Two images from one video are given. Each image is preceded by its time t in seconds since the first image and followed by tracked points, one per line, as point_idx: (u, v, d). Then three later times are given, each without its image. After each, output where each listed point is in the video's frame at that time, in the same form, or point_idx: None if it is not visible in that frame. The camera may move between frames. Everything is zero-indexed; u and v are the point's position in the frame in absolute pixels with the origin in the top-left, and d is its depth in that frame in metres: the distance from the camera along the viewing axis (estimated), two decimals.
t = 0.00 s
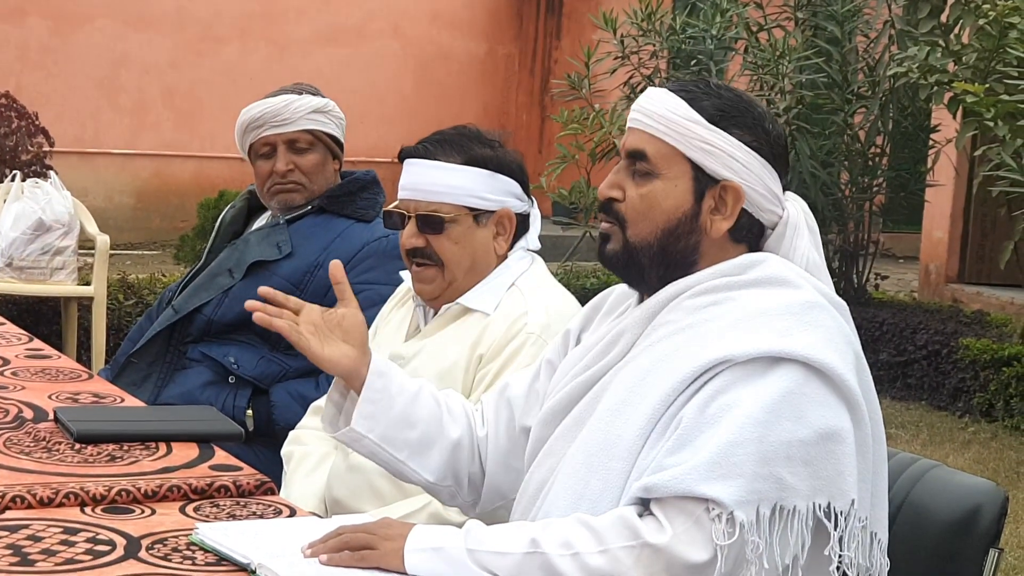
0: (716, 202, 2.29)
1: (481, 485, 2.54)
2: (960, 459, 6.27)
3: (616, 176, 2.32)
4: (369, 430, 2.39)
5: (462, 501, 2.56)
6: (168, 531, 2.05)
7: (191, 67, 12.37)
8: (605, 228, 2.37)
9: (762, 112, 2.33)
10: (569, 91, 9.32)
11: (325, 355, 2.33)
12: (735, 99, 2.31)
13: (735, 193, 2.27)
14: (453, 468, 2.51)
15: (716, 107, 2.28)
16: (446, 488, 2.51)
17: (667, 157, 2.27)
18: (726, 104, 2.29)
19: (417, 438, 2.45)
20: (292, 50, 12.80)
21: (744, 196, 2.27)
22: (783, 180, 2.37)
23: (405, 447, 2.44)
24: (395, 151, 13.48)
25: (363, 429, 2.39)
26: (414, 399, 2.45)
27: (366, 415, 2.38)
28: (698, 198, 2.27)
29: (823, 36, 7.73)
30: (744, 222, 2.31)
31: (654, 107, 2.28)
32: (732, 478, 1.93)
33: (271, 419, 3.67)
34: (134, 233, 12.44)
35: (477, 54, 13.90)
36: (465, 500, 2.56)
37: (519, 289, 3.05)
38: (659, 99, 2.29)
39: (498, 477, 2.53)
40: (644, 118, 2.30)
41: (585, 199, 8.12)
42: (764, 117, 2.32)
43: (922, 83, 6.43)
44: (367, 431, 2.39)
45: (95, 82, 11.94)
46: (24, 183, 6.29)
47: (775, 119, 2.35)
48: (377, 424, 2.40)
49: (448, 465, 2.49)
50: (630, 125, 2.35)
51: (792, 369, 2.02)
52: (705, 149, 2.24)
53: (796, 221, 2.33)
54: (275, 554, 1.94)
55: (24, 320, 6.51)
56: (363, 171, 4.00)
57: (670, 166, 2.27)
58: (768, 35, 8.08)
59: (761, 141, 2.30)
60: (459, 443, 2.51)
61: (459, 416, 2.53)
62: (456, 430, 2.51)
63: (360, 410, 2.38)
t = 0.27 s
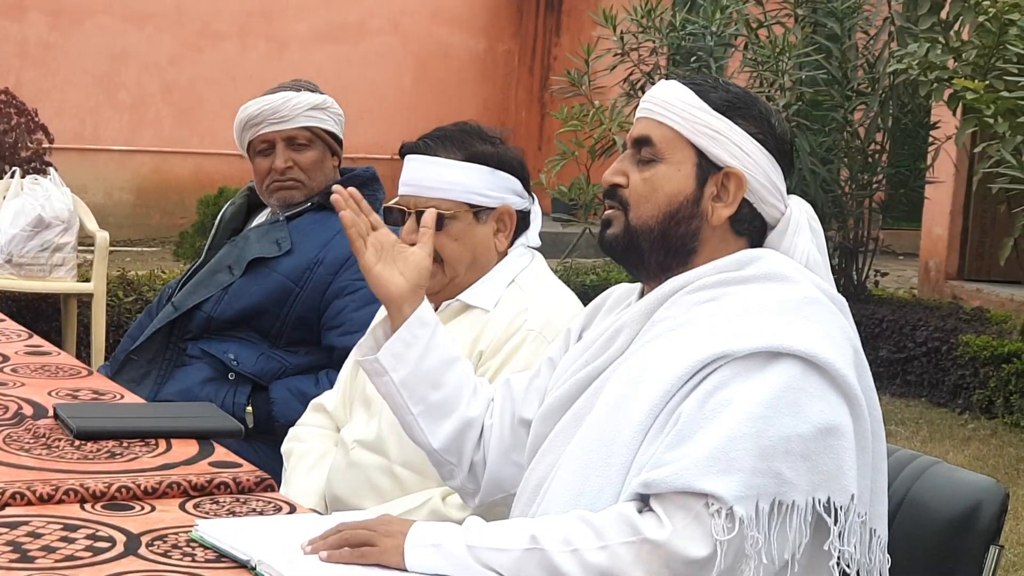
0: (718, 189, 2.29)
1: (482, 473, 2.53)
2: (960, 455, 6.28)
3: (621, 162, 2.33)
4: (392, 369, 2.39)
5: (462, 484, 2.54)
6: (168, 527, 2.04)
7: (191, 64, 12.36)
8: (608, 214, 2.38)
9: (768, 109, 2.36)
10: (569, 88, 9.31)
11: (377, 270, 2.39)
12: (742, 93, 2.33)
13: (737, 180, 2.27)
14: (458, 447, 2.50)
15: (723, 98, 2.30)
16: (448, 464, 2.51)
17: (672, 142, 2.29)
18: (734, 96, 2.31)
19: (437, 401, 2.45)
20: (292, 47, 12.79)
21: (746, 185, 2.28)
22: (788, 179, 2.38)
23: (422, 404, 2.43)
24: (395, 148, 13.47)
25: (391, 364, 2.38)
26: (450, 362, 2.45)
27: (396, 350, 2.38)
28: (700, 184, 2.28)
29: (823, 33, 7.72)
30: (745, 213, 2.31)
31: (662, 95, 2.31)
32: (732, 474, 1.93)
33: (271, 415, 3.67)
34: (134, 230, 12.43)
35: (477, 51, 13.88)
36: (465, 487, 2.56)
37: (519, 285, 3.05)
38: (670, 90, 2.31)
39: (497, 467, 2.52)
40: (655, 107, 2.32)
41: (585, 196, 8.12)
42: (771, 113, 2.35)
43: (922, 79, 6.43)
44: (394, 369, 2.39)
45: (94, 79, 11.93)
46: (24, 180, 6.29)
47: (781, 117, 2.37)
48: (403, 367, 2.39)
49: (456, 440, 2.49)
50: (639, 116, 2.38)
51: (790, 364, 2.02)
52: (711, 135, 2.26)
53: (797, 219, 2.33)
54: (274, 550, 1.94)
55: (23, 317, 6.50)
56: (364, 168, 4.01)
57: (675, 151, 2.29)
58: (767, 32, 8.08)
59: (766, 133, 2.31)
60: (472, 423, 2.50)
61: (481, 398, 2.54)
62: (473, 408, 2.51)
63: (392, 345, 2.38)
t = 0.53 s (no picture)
0: (721, 181, 2.29)
1: (491, 473, 2.53)
2: (960, 453, 6.28)
3: (624, 158, 2.35)
4: (401, 373, 2.40)
5: (473, 487, 2.55)
6: (168, 524, 2.04)
7: (191, 61, 12.36)
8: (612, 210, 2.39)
9: (769, 105, 2.37)
10: (569, 85, 9.30)
11: (383, 273, 2.39)
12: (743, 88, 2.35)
13: (739, 171, 2.27)
14: (468, 449, 2.51)
15: (724, 93, 2.32)
16: (459, 465, 2.52)
17: (675, 135, 2.30)
18: (735, 91, 2.33)
19: (446, 404, 2.46)
20: (293, 44, 12.79)
21: (749, 175, 2.28)
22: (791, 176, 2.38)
23: (431, 407, 2.45)
24: (395, 145, 13.46)
25: (397, 369, 2.39)
26: (457, 366, 2.47)
27: (403, 355, 2.39)
28: (703, 174, 2.29)
29: (824, 30, 7.71)
30: (748, 204, 2.31)
31: (664, 93, 2.34)
32: (733, 468, 1.93)
33: (272, 412, 3.67)
34: (134, 227, 12.43)
35: (477, 48, 13.88)
36: (475, 488, 2.56)
37: (520, 283, 3.04)
38: (672, 88, 2.34)
39: (504, 468, 2.51)
40: (657, 105, 2.34)
41: (585, 193, 8.11)
42: (772, 108, 2.36)
43: (922, 76, 6.42)
44: (400, 373, 2.40)
45: (95, 76, 11.93)
46: (24, 177, 6.29)
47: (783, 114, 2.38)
48: (411, 370, 2.40)
49: (465, 443, 2.50)
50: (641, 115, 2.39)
51: (792, 360, 2.02)
52: (713, 127, 2.27)
53: (800, 215, 2.32)
54: (275, 547, 1.94)
55: (23, 313, 6.50)
56: (364, 165, 4.00)
57: (677, 143, 2.30)
58: (768, 29, 8.08)
59: (768, 127, 2.33)
60: (482, 425, 2.51)
61: (491, 402, 2.55)
62: (484, 410, 2.52)
63: (399, 348, 2.39)
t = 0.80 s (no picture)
0: (723, 179, 2.29)
1: (495, 474, 2.53)
2: (962, 452, 6.27)
3: (625, 160, 2.34)
4: (402, 377, 2.40)
5: (477, 488, 2.55)
6: (170, 523, 2.04)
7: (194, 60, 12.36)
8: (617, 212, 2.39)
9: (767, 100, 2.37)
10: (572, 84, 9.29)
11: (381, 278, 2.41)
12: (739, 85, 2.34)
13: (742, 169, 2.27)
14: (471, 451, 2.51)
15: (721, 91, 2.31)
16: (462, 467, 2.52)
17: (675, 135, 2.30)
18: (732, 89, 2.32)
19: (447, 406, 2.46)
20: (295, 42, 12.79)
21: (751, 173, 2.28)
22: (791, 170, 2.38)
23: (432, 410, 2.45)
24: (397, 143, 13.46)
25: (396, 374, 2.40)
26: (456, 368, 2.47)
27: (402, 360, 2.40)
28: (705, 174, 2.28)
29: (827, 29, 7.70)
30: (751, 202, 2.31)
31: (661, 93, 2.33)
32: (736, 465, 1.93)
33: (274, 411, 3.67)
34: (137, 225, 12.43)
35: (480, 47, 13.88)
36: (479, 490, 2.56)
37: (522, 281, 3.05)
38: (668, 87, 2.33)
39: (508, 469, 2.51)
40: (655, 105, 2.33)
41: (587, 191, 8.11)
42: (770, 104, 2.36)
43: (924, 75, 6.42)
44: (399, 378, 2.40)
45: (97, 75, 11.94)
46: (26, 175, 6.30)
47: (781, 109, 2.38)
48: (412, 374, 2.40)
49: (468, 444, 2.50)
50: (639, 116, 2.39)
51: (796, 358, 2.02)
52: (712, 126, 2.27)
53: (801, 211, 2.32)
54: (278, 545, 1.94)
55: (26, 312, 6.50)
56: (367, 163, 4.00)
57: (678, 143, 2.29)
58: (770, 28, 8.07)
59: (767, 123, 2.32)
60: (485, 426, 2.51)
61: (492, 403, 2.54)
62: (484, 411, 2.52)
63: (400, 353, 2.39)
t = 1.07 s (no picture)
0: (720, 184, 2.29)
1: (500, 472, 2.53)
2: (964, 450, 6.27)
3: (616, 177, 2.31)
4: (427, 372, 2.40)
5: (479, 483, 2.55)
6: (171, 520, 2.04)
7: (195, 57, 12.36)
8: (613, 230, 2.35)
9: (746, 91, 2.35)
10: (573, 81, 9.28)
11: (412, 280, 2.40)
12: (717, 83, 2.33)
13: (737, 172, 2.26)
14: (481, 449, 2.50)
15: (701, 92, 2.29)
16: (469, 463, 2.51)
17: (665, 149, 2.27)
18: (712, 89, 2.30)
19: (465, 404, 2.46)
20: (296, 40, 12.78)
21: (745, 174, 2.28)
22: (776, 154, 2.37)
23: (450, 407, 2.45)
24: (398, 141, 13.45)
25: (421, 370, 2.40)
26: (478, 364, 2.47)
27: (429, 355, 2.39)
28: (702, 183, 2.27)
29: (828, 27, 7.69)
30: (748, 200, 2.32)
31: (642, 103, 2.28)
32: (737, 462, 1.93)
33: (275, 408, 3.67)
34: (138, 223, 12.43)
35: (480, 44, 13.87)
36: (481, 485, 2.56)
37: (524, 278, 3.04)
38: (645, 94, 2.29)
39: (515, 468, 2.52)
40: (635, 115, 2.29)
41: (589, 189, 8.10)
42: (750, 95, 2.34)
43: (926, 72, 6.41)
44: (423, 374, 2.40)
45: (98, 72, 11.93)
46: (27, 173, 6.31)
47: (760, 97, 2.36)
48: (437, 370, 2.41)
49: (479, 442, 2.49)
50: (617, 126, 2.35)
51: (797, 354, 2.02)
52: (701, 134, 2.24)
53: (797, 197, 2.33)
54: (279, 543, 1.93)
55: (27, 310, 6.51)
56: (368, 160, 4.00)
57: (669, 156, 2.27)
58: (771, 25, 8.06)
59: (752, 118, 2.31)
60: (496, 423, 2.51)
61: (505, 399, 2.55)
62: (497, 410, 2.52)
63: (427, 350, 2.40)
